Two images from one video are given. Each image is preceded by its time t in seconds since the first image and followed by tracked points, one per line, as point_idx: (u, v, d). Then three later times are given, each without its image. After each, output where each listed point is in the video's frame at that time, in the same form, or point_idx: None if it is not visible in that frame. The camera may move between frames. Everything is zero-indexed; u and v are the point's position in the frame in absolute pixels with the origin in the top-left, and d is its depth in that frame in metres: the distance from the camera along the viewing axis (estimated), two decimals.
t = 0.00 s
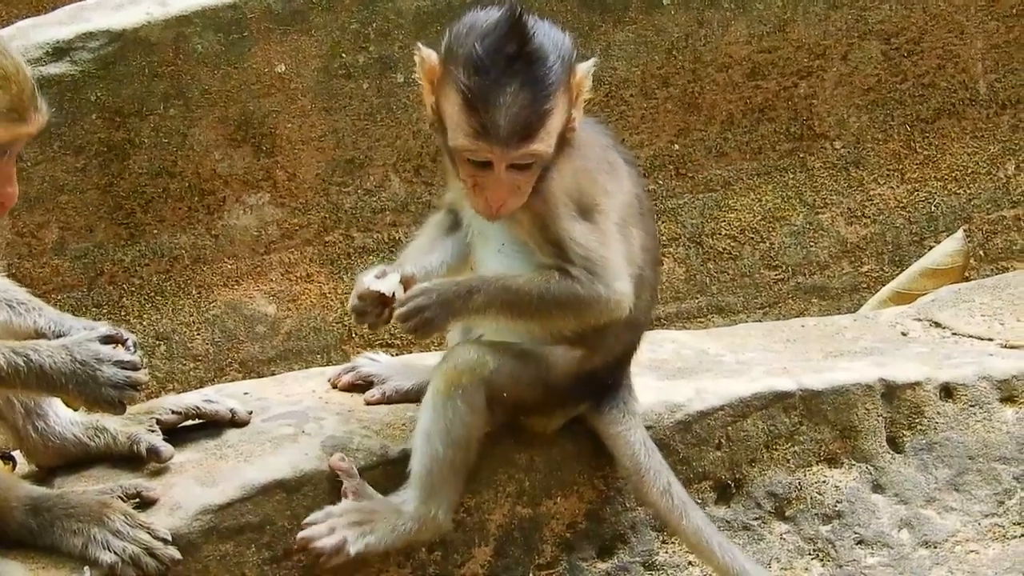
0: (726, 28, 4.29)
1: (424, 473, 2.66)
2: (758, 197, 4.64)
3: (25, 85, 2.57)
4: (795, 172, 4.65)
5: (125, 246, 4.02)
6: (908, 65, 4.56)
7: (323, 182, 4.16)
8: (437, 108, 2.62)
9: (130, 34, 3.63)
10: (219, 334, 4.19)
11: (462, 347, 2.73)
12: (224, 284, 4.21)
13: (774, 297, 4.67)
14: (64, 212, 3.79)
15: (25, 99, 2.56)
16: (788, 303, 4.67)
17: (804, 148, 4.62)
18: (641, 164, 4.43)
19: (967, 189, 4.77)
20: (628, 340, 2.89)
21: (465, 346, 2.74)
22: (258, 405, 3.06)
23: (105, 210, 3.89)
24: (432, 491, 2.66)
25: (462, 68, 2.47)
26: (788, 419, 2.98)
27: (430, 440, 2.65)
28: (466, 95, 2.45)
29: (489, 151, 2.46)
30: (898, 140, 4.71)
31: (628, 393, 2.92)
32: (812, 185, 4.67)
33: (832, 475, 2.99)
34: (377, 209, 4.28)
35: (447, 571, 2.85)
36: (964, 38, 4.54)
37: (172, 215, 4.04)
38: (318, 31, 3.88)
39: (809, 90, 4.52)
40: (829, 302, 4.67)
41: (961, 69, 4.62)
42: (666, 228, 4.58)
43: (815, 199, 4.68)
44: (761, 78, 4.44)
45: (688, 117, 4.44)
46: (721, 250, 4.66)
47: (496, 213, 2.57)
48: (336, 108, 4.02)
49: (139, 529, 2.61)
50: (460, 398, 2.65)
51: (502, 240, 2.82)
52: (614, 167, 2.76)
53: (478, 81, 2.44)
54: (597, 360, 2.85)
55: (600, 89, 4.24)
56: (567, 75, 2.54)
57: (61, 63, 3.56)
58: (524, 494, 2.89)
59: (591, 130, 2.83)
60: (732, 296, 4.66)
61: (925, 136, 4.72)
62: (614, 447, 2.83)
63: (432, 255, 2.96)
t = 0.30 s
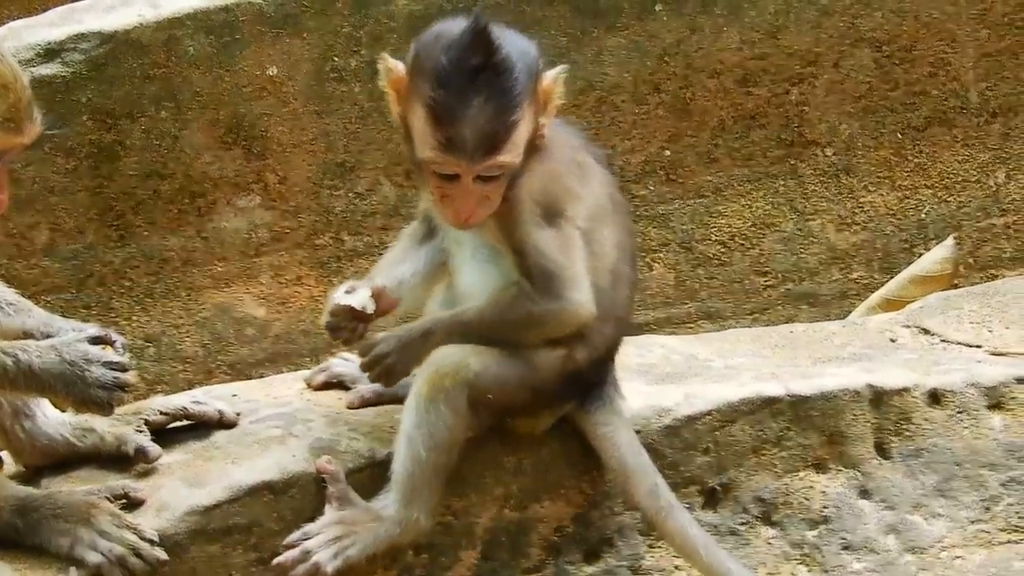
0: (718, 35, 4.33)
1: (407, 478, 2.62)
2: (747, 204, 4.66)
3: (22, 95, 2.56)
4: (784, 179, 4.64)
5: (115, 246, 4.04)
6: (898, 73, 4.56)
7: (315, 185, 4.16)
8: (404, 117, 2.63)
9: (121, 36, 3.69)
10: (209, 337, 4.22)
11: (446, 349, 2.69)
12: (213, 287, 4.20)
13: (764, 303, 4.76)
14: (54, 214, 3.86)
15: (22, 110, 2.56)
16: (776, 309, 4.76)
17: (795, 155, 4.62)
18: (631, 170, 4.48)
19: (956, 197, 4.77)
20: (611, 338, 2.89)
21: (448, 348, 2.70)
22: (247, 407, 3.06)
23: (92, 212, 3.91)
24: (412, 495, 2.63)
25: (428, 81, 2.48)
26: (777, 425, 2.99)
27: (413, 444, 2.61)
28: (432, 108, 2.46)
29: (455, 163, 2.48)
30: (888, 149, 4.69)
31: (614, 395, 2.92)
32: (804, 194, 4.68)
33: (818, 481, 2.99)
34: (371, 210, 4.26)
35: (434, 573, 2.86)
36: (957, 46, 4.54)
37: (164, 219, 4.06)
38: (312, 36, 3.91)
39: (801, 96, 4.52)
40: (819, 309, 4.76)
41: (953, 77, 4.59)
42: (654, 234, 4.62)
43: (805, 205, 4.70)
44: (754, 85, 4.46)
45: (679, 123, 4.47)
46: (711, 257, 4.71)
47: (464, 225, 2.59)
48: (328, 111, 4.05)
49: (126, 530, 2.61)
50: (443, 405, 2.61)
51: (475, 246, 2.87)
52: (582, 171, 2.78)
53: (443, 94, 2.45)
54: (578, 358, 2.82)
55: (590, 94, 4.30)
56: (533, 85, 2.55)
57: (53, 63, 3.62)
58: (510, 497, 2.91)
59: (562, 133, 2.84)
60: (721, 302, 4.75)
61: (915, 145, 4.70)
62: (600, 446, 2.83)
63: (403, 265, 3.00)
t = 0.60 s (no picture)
0: (680, 35, 4.37)
1: (357, 485, 2.64)
2: (711, 205, 4.71)
3: None
4: (747, 179, 4.70)
5: (77, 245, 4.12)
6: (861, 74, 4.60)
7: (277, 184, 4.23)
8: (362, 124, 2.57)
9: (84, 35, 3.76)
10: (171, 336, 4.29)
11: (397, 358, 2.74)
12: (175, 286, 4.30)
13: (727, 303, 4.73)
14: (15, 212, 3.95)
15: None
16: (739, 310, 4.73)
17: (758, 156, 4.67)
18: (592, 170, 4.54)
19: (919, 198, 4.82)
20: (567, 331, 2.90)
21: (397, 358, 2.75)
22: (209, 408, 3.03)
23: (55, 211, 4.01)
24: (362, 504, 2.64)
25: (393, 78, 2.43)
26: (738, 426, 3.00)
27: (361, 452, 2.64)
28: (404, 101, 2.41)
29: (435, 152, 2.45)
30: (851, 150, 4.74)
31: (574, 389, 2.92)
32: (766, 195, 4.74)
33: (780, 482, 3.00)
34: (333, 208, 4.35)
35: (395, 573, 2.84)
36: (918, 47, 4.59)
37: (125, 216, 4.16)
38: (275, 35, 3.97)
39: (763, 97, 4.56)
40: (781, 309, 4.73)
41: (915, 79, 4.66)
42: (616, 235, 4.65)
43: (768, 206, 4.74)
44: (715, 85, 4.51)
45: (641, 124, 4.50)
46: (672, 257, 4.73)
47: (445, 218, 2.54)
48: (290, 110, 4.11)
49: (87, 529, 2.58)
50: (393, 413, 2.65)
51: (422, 247, 2.85)
52: (526, 169, 2.79)
53: (414, 85, 2.41)
54: (533, 356, 2.82)
55: (552, 94, 4.36)
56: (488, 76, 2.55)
57: (16, 63, 3.71)
58: (472, 497, 2.89)
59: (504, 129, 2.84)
60: (683, 303, 4.72)
61: (878, 145, 4.76)
62: (562, 441, 2.83)
63: (350, 267, 3.03)
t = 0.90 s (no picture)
0: (665, 32, 4.37)
1: (343, 485, 2.63)
2: (696, 202, 4.77)
3: None
4: (732, 176, 4.74)
5: (64, 244, 4.15)
6: (846, 71, 4.60)
7: (262, 182, 4.25)
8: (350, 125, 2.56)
9: (69, 33, 3.76)
10: (157, 334, 4.35)
11: (382, 358, 2.74)
12: (162, 284, 4.36)
13: (712, 300, 4.83)
14: None
15: None
16: (727, 308, 4.83)
17: (742, 153, 4.71)
18: (577, 168, 4.58)
19: (904, 195, 4.88)
20: (548, 326, 2.90)
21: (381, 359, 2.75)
22: (195, 407, 3.00)
23: (43, 208, 4.03)
24: (346, 503, 2.63)
25: (385, 75, 2.44)
26: (724, 422, 2.99)
27: (348, 450, 2.63)
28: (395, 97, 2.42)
29: (426, 151, 2.44)
30: (836, 146, 4.76)
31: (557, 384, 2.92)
32: (752, 193, 4.78)
33: (766, 479, 2.99)
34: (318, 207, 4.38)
35: (382, 572, 2.81)
36: (903, 44, 4.59)
37: (111, 215, 4.18)
38: (259, 32, 3.97)
39: (749, 94, 4.57)
40: (768, 307, 4.83)
41: (900, 76, 4.67)
42: (602, 233, 4.71)
43: (753, 203, 4.79)
44: (700, 83, 4.51)
45: (626, 121, 4.52)
46: (658, 254, 4.78)
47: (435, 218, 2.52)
48: (274, 108, 4.12)
49: (73, 526, 2.53)
50: (380, 412, 2.65)
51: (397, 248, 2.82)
52: (503, 167, 2.79)
53: (406, 81, 2.41)
54: (513, 351, 2.83)
55: (536, 92, 4.36)
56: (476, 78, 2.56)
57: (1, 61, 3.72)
58: (459, 495, 2.86)
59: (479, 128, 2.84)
60: (670, 300, 4.81)
61: (863, 142, 4.78)
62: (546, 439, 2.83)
63: (322, 276, 2.97)
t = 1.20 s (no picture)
0: (660, 30, 4.36)
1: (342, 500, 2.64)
2: (691, 199, 4.77)
3: None
4: (728, 172, 4.74)
5: (59, 242, 4.16)
6: (841, 67, 4.60)
7: (258, 180, 4.26)
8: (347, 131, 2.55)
9: (64, 32, 3.75)
10: (153, 333, 4.36)
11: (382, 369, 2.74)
12: (157, 283, 4.37)
13: (707, 296, 4.82)
14: None
15: None
16: (722, 303, 4.82)
17: (738, 149, 4.71)
18: (572, 165, 4.58)
19: (899, 190, 4.88)
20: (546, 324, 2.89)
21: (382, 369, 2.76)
22: (191, 405, 2.99)
23: (39, 207, 4.04)
24: (345, 517, 2.64)
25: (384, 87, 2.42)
26: (719, 419, 2.99)
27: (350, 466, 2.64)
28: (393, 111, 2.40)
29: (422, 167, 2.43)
30: (831, 142, 4.77)
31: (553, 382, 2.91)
32: (747, 188, 4.78)
33: (762, 475, 3.00)
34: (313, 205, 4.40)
35: (378, 569, 2.81)
36: (898, 40, 4.58)
37: (106, 213, 4.19)
38: (252, 28, 3.96)
39: (744, 91, 4.57)
40: (762, 304, 4.83)
41: (895, 71, 4.66)
42: (597, 228, 4.73)
43: (749, 199, 4.79)
44: (696, 79, 4.51)
45: (621, 118, 4.52)
46: (654, 251, 4.79)
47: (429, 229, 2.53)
48: (269, 107, 4.13)
49: (69, 526, 2.53)
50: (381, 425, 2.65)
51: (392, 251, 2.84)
52: (499, 168, 2.79)
53: (404, 96, 2.39)
54: (510, 349, 2.83)
55: (531, 90, 4.36)
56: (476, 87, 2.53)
57: None
58: (454, 492, 2.85)
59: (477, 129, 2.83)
60: (665, 296, 4.81)
61: (858, 138, 4.79)
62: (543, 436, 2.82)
63: (318, 281, 2.98)
